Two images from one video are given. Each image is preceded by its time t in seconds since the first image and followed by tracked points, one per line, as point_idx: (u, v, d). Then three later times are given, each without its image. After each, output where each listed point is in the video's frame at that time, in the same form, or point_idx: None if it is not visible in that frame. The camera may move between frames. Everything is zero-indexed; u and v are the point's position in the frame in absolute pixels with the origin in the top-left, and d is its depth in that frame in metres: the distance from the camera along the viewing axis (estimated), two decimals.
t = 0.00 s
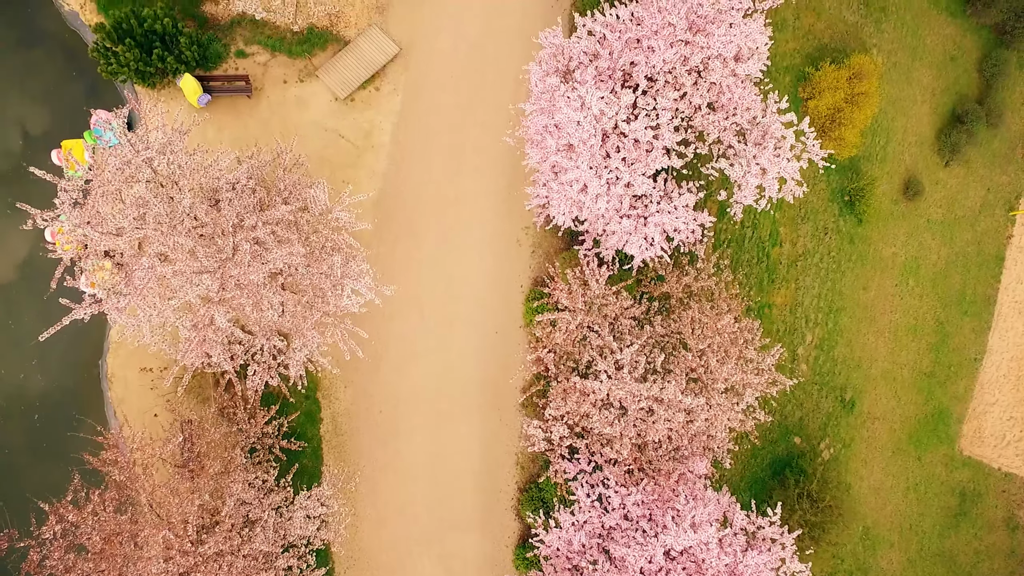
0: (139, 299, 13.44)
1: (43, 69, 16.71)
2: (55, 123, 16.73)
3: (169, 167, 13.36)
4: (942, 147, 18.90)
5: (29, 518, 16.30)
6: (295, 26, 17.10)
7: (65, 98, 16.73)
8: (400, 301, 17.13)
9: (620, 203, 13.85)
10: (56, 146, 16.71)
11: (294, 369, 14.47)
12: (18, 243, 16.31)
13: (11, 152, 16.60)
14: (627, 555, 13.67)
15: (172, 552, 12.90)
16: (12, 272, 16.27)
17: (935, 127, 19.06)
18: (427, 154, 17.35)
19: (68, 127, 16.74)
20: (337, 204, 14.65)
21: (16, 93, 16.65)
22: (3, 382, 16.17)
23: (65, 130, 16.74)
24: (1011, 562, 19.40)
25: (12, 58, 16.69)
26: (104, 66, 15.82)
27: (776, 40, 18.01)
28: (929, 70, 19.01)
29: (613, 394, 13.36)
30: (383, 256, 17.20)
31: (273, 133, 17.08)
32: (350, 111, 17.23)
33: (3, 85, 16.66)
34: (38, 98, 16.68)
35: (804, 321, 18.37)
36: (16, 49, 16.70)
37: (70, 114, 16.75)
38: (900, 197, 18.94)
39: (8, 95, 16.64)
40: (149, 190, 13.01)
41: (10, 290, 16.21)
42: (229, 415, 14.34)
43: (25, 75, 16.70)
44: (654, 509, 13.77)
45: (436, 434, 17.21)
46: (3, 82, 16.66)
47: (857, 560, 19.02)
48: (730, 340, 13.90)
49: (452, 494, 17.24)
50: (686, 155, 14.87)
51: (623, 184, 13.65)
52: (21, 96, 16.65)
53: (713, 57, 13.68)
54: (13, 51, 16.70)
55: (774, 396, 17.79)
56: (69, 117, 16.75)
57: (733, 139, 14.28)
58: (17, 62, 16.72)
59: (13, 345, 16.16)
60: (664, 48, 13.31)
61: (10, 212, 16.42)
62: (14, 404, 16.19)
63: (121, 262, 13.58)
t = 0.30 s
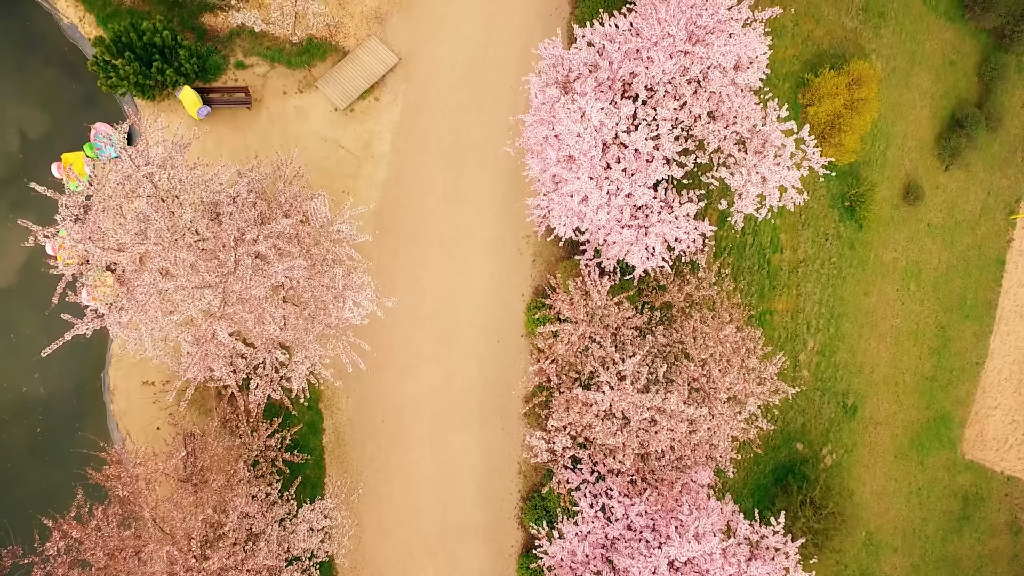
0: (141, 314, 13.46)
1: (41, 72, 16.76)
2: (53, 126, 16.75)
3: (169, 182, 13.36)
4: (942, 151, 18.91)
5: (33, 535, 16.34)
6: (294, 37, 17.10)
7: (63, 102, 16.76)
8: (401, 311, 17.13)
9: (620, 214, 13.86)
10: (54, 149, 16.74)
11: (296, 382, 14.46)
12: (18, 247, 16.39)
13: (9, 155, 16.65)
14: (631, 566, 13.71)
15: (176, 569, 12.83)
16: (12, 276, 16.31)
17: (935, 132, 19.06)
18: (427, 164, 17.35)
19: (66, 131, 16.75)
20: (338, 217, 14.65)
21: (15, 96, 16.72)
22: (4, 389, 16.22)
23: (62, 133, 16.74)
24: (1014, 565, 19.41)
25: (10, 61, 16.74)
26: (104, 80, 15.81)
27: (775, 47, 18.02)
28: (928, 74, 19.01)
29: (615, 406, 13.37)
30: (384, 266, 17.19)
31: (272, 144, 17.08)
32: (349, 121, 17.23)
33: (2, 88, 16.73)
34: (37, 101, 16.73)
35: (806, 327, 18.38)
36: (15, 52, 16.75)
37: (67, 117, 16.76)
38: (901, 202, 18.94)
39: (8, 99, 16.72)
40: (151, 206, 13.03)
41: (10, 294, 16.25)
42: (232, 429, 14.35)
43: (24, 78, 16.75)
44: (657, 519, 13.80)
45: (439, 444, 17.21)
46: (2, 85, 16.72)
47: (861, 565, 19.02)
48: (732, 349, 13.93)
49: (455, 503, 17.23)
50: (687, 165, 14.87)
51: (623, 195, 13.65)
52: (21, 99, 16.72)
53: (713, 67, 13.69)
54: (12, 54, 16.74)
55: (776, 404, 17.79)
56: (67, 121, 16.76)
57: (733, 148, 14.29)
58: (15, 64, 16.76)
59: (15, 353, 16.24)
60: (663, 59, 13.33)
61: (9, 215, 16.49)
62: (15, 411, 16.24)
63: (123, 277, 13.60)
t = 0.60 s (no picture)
0: (143, 330, 13.45)
1: (42, 78, 16.82)
2: (52, 131, 16.80)
3: (170, 197, 13.38)
4: (942, 155, 18.90)
5: (37, 550, 16.41)
6: (293, 48, 17.10)
7: (62, 106, 16.81)
8: (403, 321, 17.13)
9: (622, 224, 13.87)
10: (52, 154, 16.77)
11: (299, 395, 14.48)
12: (19, 251, 16.47)
13: (9, 160, 16.73)
14: None
15: None
16: (13, 281, 16.41)
17: (935, 135, 19.06)
18: (427, 173, 17.35)
19: (64, 136, 16.78)
20: (339, 229, 14.66)
21: (16, 101, 16.79)
22: (6, 394, 16.28)
23: (60, 138, 16.78)
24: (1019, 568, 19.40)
25: (10, 65, 16.79)
26: (103, 93, 15.82)
27: (773, 53, 18.02)
28: (928, 78, 19.00)
29: (618, 416, 13.39)
30: (385, 276, 17.19)
31: (272, 156, 17.08)
32: (349, 132, 17.24)
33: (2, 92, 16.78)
34: (37, 106, 16.79)
35: (808, 333, 18.37)
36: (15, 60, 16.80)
37: (66, 122, 16.78)
38: (901, 206, 18.94)
39: (8, 103, 16.78)
40: (152, 221, 13.05)
41: (13, 299, 16.36)
42: (235, 442, 14.36)
43: (23, 83, 16.80)
44: (661, 529, 13.84)
45: (442, 453, 17.20)
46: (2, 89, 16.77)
47: (865, 569, 19.03)
48: (734, 358, 13.94)
49: (458, 512, 17.23)
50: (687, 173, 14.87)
51: (624, 205, 13.66)
52: (21, 104, 16.79)
53: (713, 76, 13.69)
54: (12, 59, 16.80)
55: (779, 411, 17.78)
56: (65, 125, 16.77)
57: (734, 156, 14.27)
58: (15, 69, 16.81)
59: (16, 359, 16.28)
60: (663, 69, 13.36)
61: (10, 218, 16.61)
62: (17, 416, 16.30)
63: (125, 293, 13.62)
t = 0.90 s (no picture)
0: (144, 345, 13.44)
1: (41, 88, 16.88)
2: (52, 139, 16.87)
3: (171, 212, 13.38)
4: (942, 158, 18.90)
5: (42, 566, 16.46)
6: (292, 59, 17.09)
7: (61, 113, 16.88)
8: (405, 331, 17.13)
9: (623, 234, 13.87)
10: (51, 164, 16.83)
11: (302, 408, 14.47)
12: (18, 258, 16.54)
13: (8, 166, 16.79)
14: None
15: None
16: (13, 287, 16.49)
17: (935, 138, 19.05)
18: (428, 183, 17.34)
19: (64, 147, 16.84)
20: (340, 241, 14.65)
21: (16, 108, 16.85)
22: (7, 399, 16.33)
23: (60, 149, 16.84)
24: None
25: (10, 72, 16.85)
26: (103, 107, 15.82)
27: (773, 58, 18.00)
28: (927, 81, 18.98)
29: (622, 427, 13.39)
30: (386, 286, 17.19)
31: (273, 168, 17.07)
32: (349, 142, 17.23)
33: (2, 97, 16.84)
34: (36, 112, 16.86)
35: (810, 338, 18.36)
36: (15, 70, 16.86)
37: (65, 132, 16.84)
38: (902, 210, 18.93)
39: (8, 109, 16.85)
40: (154, 237, 13.05)
41: (13, 304, 16.42)
42: (239, 455, 14.36)
43: (23, 90, 16.85)
44: (666, 538, 13.87)
45: (445, 462, 17.20)
46: (1, 96, 16.82)
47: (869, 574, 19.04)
48: (737, 367, 13.93)
49: (462, 521, 17.21)
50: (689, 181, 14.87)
51: (626, 215, 13.66)
52: (20, 111, 16.86)
53: (713, 84, 13.68)
54: (12, 63, 16.87)
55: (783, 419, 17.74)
56: (65, 136, 16.84)
57: (735, 164, 14.25)
58: (16, 73, 16.88)
59: (17, 366, 16.34)
60: (663, 78, 13.38)
61: (8, 225, 16.69)
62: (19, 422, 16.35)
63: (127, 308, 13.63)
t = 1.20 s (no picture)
0: (146, 361, 13.39)
1: (40, 99, 16.89)
2: (49, 144, 16.87)
3: (173, 228, 13.38)
4: (942, 160, 18.90)
5: None
6: (291, 71, 17.08)
7: (59, 119, 16.89)
8: (407, 342, 17.13)
9: (625, 243, 13.87)
10: (49, 176, 16.83)
11: (306, 422, 14.46)
12: (17, 263, 16.58)
13: (6, 174, 16.80)
14: None
15: None
16: (13, 293, 16.53)
17: (934, 141, 19.05)
18: (428, 194, 17.34)
19: (62, 160, 16.85)
20: (342, 254, 14.65)
21: (14, 113, 16.86)
22: (8, 404, 16.35)
23: (59, 162, 16.85)
24: None
25: (8, 77, 16.85)
26: (102, 121, 15.79)
27: (772, 63, 18.00)
28: (926, 84, 18.98)
29: (627, 437, 13.39)
30: (388, 298, 17.19)
31: (273, 181, 17.07)
32: (349, 153, 17.23)
33: None
34: (34, 117, 16.87)
35: (812, 342, 18.35)
36: (14, 82, 16.87)
37: (64, 146, 16.86)
38: (903, 213, 18.93)
39: (6, 114, 16.84)
40: (155, 253, 13.07)
41: (12, 310, 16.46)
42: (244, 470, 14.39)
43: (20, 96, 16.86)
44: (672, 547, 13.89)
45: (449, 473, 17.20)
46: None
47: None
48: (741, 375, 13.93)
49: (467, 531, 17.21)
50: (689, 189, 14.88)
51: (627, 225, 13.66)
52: (18, 116, 16.86)
53: (713, 94, 13.69)
54: (10, 68, 16.87)
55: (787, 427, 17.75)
56: (64, 149, 16.85)
57: (736, 172, 14.25)
58: (14, 77, 16.88)
59: (17, 372, 16.37)
60: (663, 88, 13.38)
61: (6, 231, 16.71)
62: (20, 428, 16.38)
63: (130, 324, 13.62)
